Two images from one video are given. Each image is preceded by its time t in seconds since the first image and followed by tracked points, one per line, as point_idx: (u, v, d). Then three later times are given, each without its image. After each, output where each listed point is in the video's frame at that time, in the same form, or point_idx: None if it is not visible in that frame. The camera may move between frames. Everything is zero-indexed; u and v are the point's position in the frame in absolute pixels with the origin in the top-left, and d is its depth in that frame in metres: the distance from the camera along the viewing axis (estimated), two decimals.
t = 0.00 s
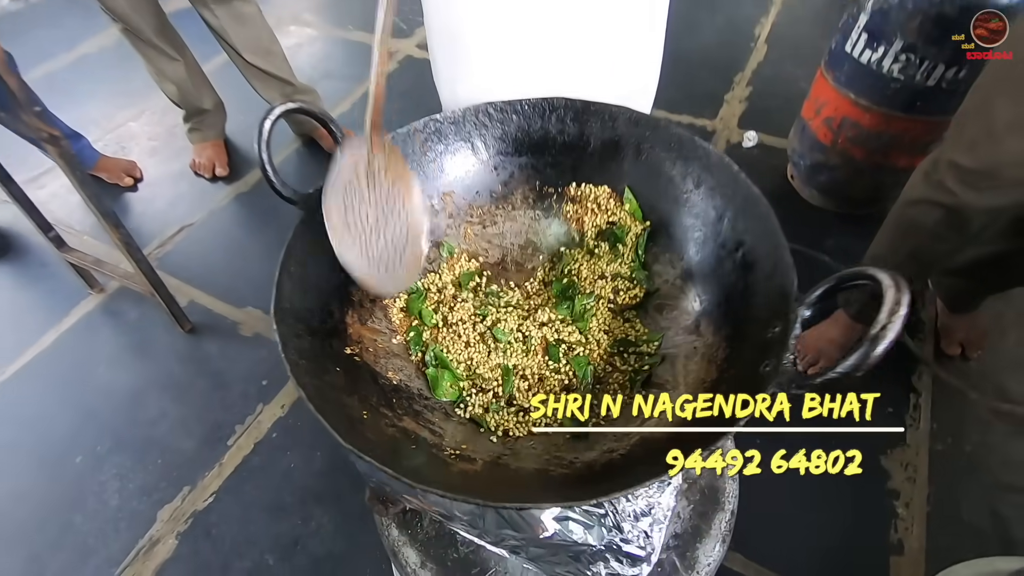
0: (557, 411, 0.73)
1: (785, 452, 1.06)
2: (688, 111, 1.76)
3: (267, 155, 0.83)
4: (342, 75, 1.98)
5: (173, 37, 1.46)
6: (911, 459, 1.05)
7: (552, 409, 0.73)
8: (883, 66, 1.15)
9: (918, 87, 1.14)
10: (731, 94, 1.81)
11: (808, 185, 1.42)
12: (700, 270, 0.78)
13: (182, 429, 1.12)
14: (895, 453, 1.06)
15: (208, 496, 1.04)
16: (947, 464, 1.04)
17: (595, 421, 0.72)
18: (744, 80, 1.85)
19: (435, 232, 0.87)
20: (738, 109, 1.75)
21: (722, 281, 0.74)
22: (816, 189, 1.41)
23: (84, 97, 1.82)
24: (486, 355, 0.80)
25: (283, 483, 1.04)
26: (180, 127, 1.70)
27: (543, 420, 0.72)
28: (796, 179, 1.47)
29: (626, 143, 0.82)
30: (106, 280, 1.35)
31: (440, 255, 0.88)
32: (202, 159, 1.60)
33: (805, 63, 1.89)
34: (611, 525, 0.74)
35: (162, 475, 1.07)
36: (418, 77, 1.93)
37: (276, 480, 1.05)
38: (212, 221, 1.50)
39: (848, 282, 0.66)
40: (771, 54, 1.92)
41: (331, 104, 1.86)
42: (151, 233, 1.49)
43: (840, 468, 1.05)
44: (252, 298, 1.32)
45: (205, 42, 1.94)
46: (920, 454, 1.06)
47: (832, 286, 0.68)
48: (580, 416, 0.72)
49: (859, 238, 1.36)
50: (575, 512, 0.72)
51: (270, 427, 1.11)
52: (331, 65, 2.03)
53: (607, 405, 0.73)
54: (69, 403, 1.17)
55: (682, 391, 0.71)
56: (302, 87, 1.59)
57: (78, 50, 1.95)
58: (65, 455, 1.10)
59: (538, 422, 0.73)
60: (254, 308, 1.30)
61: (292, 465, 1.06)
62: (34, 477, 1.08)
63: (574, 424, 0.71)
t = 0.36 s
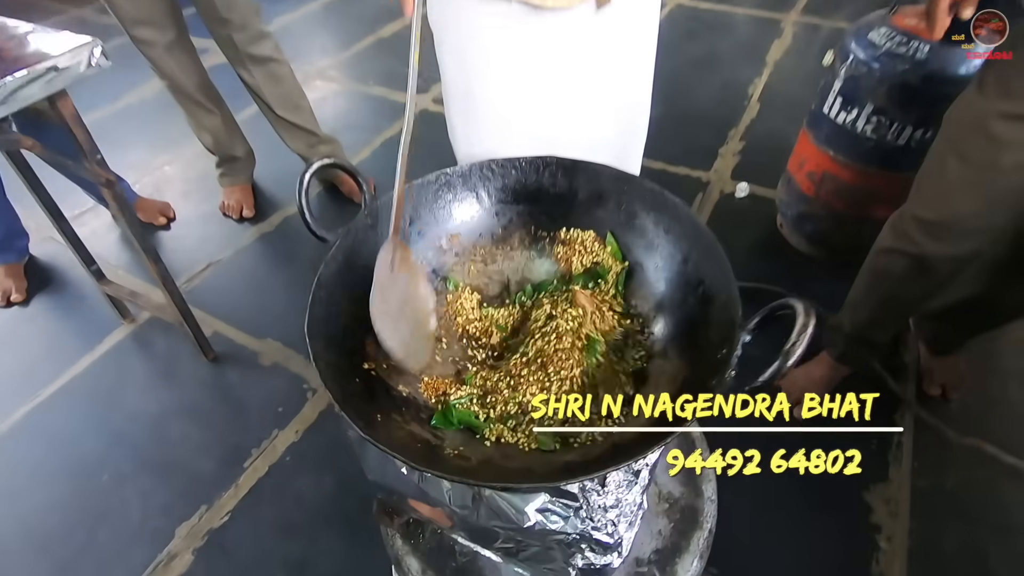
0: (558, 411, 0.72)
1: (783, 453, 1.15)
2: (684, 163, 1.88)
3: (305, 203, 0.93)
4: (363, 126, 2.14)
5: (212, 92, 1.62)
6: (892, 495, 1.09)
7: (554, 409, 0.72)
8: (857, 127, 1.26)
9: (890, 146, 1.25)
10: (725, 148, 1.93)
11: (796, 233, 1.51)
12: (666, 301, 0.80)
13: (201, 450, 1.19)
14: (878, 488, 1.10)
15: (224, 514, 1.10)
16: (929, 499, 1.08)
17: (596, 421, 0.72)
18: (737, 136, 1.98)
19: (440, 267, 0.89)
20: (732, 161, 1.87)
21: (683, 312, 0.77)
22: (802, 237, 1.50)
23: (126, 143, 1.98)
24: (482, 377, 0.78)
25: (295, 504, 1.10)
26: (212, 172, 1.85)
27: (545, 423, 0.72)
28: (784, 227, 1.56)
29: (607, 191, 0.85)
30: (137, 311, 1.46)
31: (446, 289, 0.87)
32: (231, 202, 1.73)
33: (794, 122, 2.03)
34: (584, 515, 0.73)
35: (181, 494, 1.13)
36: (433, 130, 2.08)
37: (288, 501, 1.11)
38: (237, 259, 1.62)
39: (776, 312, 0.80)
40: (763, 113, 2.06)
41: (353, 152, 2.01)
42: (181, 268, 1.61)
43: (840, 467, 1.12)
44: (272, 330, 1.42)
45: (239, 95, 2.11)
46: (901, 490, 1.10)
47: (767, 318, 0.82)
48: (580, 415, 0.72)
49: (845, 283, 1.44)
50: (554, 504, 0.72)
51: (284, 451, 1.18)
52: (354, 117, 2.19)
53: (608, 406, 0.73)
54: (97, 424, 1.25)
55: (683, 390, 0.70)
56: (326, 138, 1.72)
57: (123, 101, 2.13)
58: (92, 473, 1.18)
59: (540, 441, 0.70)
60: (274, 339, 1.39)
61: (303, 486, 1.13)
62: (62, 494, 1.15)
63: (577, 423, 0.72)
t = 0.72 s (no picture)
0: (561, 410, 0.83)
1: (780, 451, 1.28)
2: (679, 230, 2.01)
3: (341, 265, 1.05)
4: (380, 190, 2.30)
5: (244, 158, 1.77)
6: (877, 552, 1.14)
7: (557, 409, 0.83)
8: (833, 203, 1.38)
9: (863, 222, 1.36)
10: (717, 218, 2.07)
11: (783, 299, 1.61)
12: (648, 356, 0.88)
13: (215, 493, 1.25)
14: (864, 545, 1.15)
15: (234, 556, 1.15)
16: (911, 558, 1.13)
17: (598, 419, 0.81)
18: (728, 206, 2.12)
19: (452, 324, 0.93)
20: (723, 230, 2.00)
21: (660, 364, 0.85)
22: (789, 302, 1.60)
23: (159, 201, 2.14)
24: (485, 416, 0.85)
25: (302, 548, 1.16)
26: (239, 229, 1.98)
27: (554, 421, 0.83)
28: (772, 293, 1.66)
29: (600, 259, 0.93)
30: (161, 358, 1.55)
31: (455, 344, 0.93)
32: (254, 257, 1.85)
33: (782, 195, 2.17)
34: (572, 542, 0.79)
35: (194, 535, 1.19)
36: (445, 194, 2.23)
37: (296, 544, 1.16)
38: (257, 312, 1.72)
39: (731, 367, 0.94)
40: (752, 187, 2.22)
41: (369, 214, 2.15)
42: (203, 319, 1.71)
43: (841, 466, 1.24)
44: (287, 379, 1.50)
45: (266, 160, 2.28)
46: (885, 548, 1.14)
47: (725, 371, 0.97)
48: (581, 415, 0.82)
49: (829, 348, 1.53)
50: (550, 529, 0.78)
51: (293, 496, 1.24)
52: (371, 181, 2.35)
53: (607, 405, 0.82)
54: (117, 465, 1.31)
55: (681, 390, 0.79)
56: (346, 201, 1.85)
57: (159, 162, 2.30)
58: (110, 512, 1.23)
59: (540, 476, 0.76)
60: (288, 389, 1.46)
61: (311, 530, 1.18)
62: (79, 532, 1.21)
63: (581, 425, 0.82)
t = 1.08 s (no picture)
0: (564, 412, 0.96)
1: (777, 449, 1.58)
2: (669, 306, 2.17)
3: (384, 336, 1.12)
4: (391, 264, 2.46)
5: (272, 234, 1.92)
6: None
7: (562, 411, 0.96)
8: (805, 287, 1.54)
9: (832, 304, 1.51)
10: (705, 295, 2.23)
11: (767, 373, 1.73)
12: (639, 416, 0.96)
13: (230, 549, 1.32)
14: None
15: None
16: None
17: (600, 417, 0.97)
18: (715, 285, 2.29)
19: (471, 388, 1.02)
20: (711, 307, 2.16)
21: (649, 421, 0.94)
22: (772, 376, 1.72)
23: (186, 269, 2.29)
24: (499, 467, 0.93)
25: None
26: (259, 297, 2.13)
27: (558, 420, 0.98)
28: (756, 367, 1.79)
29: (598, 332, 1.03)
30: (183, 417, 1.64)
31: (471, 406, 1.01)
32: (273, 323, 1.98)
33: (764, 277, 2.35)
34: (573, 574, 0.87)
35: None
36: (453, 269, 2.40)
37: None
38: (274, 375, 1.83)
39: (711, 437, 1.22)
40: (737, 269, 2.40)
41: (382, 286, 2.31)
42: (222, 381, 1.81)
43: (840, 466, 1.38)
44: (301, 440, 1.59)
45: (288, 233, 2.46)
46: None
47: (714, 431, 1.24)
48: (583, 415, 0.96)
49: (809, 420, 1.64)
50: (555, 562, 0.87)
51: (305, 553, 1.31)
52: (384, 255, 2.53)
53: (608, 407, 0.97)
54: (137, 520, 1.38)
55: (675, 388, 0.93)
56: (362, 274, 1.99)
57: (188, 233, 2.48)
58: (128, 566, 1.29)
59: (550, 516, 0.86)
60: (302, 449, 1.55)
61: None
62: None
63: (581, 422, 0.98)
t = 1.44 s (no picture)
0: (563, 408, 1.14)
1: (778, 450, 1.76)
2: (676, 371, 2.29)
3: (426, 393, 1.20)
4: (412, 328, 2.61)
5: (308, 299, 2.07)
6: None
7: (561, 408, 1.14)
8: (800, 351, 1.67)
9: (826, 368, 1.64)
10: (709, 360, 2.36)
11: (769, 434, 1.83)
12: (645, 461, 1.07)
13: None
14: None
15: None
16: None
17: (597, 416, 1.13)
18: (719, 350, 2.42)
19: (498, 437, 1.12)
20: (715, 371, 2.28)
21: (655, 467, 1.04)
22: (774, 437, 1.81)
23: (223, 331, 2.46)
24: (525, 506, 1.03)
25: None
26: (290, 359, 2.27)
27: (563, 419, 1.15)
28: (759, 428, 1.88)
29: (605, 388, 1.12)
30: (219, 471, 1.75)
31: (499, 454, 1.11)
32: (302, 384, 2.11)
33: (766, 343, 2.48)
34: None
35: None
36: (471, 333, 2.55)
37: None
38: (302, 433, 1.94)
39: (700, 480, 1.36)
40: (739, 335, 2.54)
41: (404, 348, 2.45)
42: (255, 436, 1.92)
43: (839, 466, 1.43)
44: (330, 494, 1.69)
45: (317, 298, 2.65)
46: None
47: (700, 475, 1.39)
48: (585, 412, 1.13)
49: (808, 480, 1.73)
50: None
51: None
52: (405, 319, 2.69)
53: (608, 407, 1.12)
54: (176, 569, 1.47)
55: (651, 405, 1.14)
56: (388, 336, 2.13)
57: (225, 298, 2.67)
58: None
59: (577, 541, 0.98)
60: (331, 503, 1.65)
61: None
62: None
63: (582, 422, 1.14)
